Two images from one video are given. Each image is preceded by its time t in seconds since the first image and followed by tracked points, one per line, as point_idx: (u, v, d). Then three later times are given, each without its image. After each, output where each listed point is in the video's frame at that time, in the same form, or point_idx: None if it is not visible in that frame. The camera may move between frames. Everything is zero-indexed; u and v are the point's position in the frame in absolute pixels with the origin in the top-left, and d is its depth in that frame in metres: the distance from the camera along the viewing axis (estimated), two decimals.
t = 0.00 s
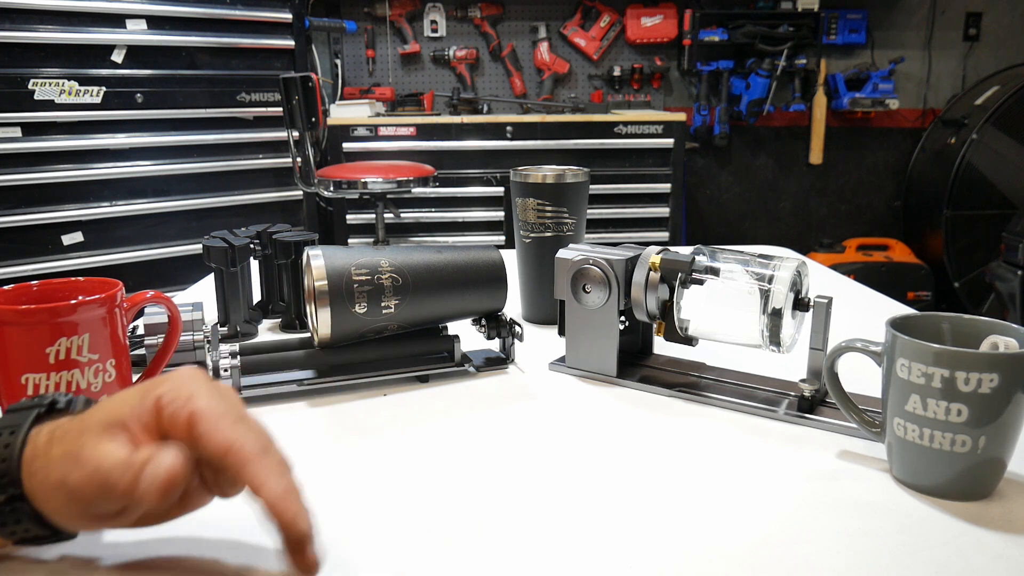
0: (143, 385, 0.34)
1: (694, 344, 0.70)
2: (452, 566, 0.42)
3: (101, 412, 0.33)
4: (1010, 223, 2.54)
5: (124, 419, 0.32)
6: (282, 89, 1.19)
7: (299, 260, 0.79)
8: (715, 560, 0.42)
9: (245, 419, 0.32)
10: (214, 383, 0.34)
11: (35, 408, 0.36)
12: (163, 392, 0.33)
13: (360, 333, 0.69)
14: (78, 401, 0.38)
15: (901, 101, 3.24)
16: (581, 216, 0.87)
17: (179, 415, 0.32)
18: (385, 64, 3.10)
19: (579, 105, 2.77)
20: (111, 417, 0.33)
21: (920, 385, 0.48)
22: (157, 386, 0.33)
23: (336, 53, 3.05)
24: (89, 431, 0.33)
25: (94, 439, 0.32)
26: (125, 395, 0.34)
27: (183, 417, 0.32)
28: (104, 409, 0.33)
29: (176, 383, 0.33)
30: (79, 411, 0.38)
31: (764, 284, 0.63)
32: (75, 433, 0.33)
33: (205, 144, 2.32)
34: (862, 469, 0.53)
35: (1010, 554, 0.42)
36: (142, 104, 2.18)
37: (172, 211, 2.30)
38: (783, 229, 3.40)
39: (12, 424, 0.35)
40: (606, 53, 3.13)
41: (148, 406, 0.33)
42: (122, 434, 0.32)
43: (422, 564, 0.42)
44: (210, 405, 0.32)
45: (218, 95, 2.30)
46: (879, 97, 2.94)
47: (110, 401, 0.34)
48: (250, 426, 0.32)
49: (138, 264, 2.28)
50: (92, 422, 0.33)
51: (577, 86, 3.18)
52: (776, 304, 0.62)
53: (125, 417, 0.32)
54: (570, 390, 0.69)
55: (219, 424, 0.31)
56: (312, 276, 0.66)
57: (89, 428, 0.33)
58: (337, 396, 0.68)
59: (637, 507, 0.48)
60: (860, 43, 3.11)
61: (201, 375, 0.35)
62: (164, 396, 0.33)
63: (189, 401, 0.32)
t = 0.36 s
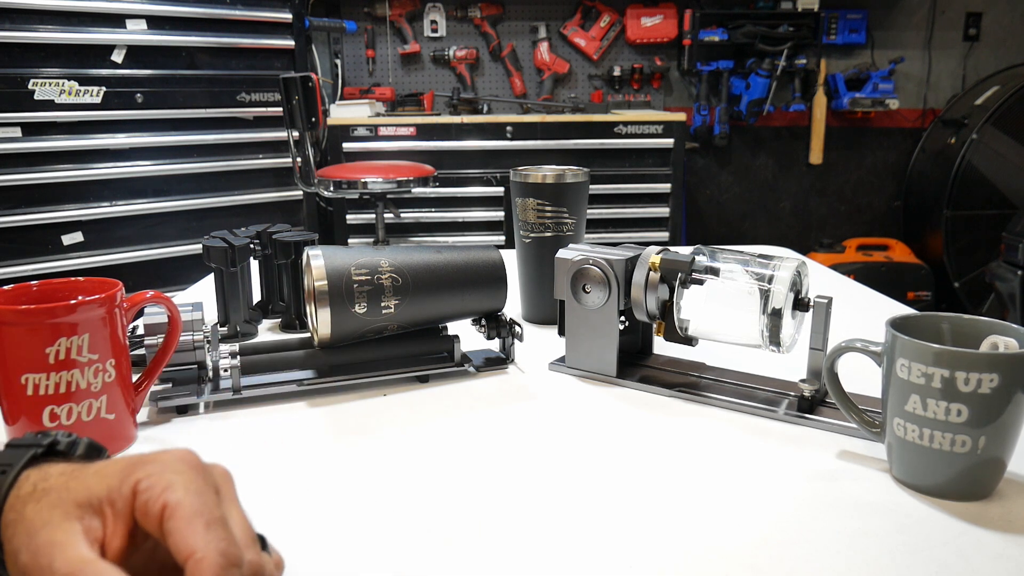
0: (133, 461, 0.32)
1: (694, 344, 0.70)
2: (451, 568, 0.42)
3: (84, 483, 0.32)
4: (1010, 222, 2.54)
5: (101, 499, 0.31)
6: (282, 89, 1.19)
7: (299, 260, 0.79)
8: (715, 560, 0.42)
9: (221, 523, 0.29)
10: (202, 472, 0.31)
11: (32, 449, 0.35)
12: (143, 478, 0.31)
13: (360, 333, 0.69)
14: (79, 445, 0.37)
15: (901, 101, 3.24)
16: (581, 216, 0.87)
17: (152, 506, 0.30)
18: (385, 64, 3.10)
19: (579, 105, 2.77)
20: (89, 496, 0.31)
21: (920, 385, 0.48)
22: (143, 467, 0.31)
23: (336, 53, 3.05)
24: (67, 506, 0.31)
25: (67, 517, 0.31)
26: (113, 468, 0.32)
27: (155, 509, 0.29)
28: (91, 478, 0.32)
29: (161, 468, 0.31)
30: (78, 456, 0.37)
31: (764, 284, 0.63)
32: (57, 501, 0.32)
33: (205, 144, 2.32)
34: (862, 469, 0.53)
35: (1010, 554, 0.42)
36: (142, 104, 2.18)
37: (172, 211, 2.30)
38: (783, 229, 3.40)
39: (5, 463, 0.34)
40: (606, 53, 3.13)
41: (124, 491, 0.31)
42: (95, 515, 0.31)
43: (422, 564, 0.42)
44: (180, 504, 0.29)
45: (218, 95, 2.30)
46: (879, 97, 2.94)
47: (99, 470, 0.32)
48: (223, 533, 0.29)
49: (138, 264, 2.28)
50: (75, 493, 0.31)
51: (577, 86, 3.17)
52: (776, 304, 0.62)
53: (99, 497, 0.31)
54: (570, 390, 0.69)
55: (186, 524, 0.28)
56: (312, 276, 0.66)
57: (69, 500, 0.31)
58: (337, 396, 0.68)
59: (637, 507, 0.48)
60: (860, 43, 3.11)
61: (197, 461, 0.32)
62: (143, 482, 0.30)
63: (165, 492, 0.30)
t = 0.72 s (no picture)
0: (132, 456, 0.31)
1: (694, 344, 0.69)
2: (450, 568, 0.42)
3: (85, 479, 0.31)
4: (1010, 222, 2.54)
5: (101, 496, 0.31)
6: (282, 89, 1.19)
7: (299, 260, 0.79)
8: (714, 560, 0.42)
9: (223, 515, 0.29)
10: (202, 466, 0.31)
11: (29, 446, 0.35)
12: (144, 474, 0.30)
13: (360, 334, 0.69)
14: (77, 441, 0.36)
15: (901, 101, 3.24)
16: (581, 216, 0.87)
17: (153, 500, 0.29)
18: (385, 64, 3.10)
19: (579, 105, 2.77)
20: (90, 492, 0.31)
21: (920, 385, 0.48)
22: (142, 464, 0.31)
23: (336, 53, 3.05)
24: (69, 502, 0.31)
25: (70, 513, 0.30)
26: (113, 464, 0.31)
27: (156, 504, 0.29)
28: (90, 476, 0.31)
29: (160, 461, 0.30)
30: (76, 452, 0.36)
31: (764, 284, 0.63)
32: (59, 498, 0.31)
33: (205, 144, 2.32)
34: (862, 469, 0.53)
35: (1010, 554, 0.42)
36: (142, 104, 2.18)
37: (172, 211, 2.30)
38: (783, 229, 3.41)
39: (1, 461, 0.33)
40: (606, 53, 3.13)
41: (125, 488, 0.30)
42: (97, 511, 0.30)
43: (422, 564, 0.42)
44: (181, 499, 0.29)
45: (218, 95, 2.30)
46: (879, 97, 2.94)
47: (99, 465, 0.32)
48: (226, 524, 0.28)
49: (138, 264, 2.28)
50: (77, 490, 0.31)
51: (577, 86, 3.17)
52: (776, 304, 0.62)
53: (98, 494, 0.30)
54: (569, 390, 0.69)
55: (187, 517, 0.28)
56: (312, 276, 0.66)
57: (70, 496, 0.31)
58: (337, 396, 0.68)
59: (636, 508, 0.48)
60: (860, 43, 3.11)
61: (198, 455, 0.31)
62: (144, 477, 0.30)
63: (165, 486, 0.29)
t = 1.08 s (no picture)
0: (156, 398, 0.34)
1: (694, 344, 0.69)
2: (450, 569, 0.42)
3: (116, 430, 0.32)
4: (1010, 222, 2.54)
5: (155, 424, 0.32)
6: (282, 89, 1.19)
7: (298, 260, 0.79)
8: (714, 560, 0.42)
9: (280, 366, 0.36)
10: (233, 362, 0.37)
11: (27, 428, 0.38)
12: (193, 391, 0.34)
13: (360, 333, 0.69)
14: (70, 422, 0.40)
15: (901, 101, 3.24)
16: (581, 216, 0.87)
17: (225, 394, 0.34)
18: (385, 64, 3.10)
19: (579, 105, 2.77)
20: (133, 430, 0.32)
21: (920, 385, 0.48)
22: (181, 392, 0.34)
23: (336, 53, 3.05)
24: (113, 448, 0.31)
25: (121, 454, 0.31)
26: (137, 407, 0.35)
27: (232, 390, 0.34)
28: (118, 428, 0.32)
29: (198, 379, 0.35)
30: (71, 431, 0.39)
31: (764, 285, 0.63)
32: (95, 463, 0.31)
33: (205, 144, 2.32)
34: (862, 469, 0.53)
35: (1010, 554, 0.42)
36: (142, 104, 2.18)
37: (172, 211, 2.30)
38: (783, 229, 3.41)
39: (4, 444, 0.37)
40: (606, 53, 3.13)
41: (178, 410, 0.32)
42: (156, 441, 0.32)
43: (423, 564, 0.42)
44: (256, 371, 0.35)
45: (218, 95, 2.30)
46: (879, 97, 2.94)
47: (122, 419, 0.33)
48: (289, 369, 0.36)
49: (138, 264, 2.28)
50: (109, 445, 0.31)
51: (577, 86, 3.17)
52: (776, 304, 0.62)
53: (152, 425, 0.32)
54: (569, 390, 0.69)
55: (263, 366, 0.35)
56: (312, 276, 0.66)
57: (109, 448, 0.31)
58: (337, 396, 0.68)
59: (635, 508, 0.48)
60: (860, 43, 3.11)
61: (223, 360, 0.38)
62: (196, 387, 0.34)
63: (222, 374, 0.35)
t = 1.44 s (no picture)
0: (157, 382, 0.38)
1: (694, 344, 0.69)
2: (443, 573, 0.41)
3: (123, 410, 0.36)
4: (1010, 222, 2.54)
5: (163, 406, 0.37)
6: (282, 89, 1.19)
7: (298, 259, 0.79)
8: (715, 560, 0.42)
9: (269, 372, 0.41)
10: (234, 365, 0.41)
11: (32, 417, 0.41)
12: (197, 377, 0.39)
13: (360, 333, 0.69)
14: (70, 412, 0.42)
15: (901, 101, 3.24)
16: (581, 216, 0.87)
17: (226, 385, 0.39)
18: (385, 64, 3.10)
19: (579, 105, 2.77)
20: (142, 412, 0.36)
21: (920, 385, 0.48)
22: (184, 376, 0.39)
23: (336, 53, 3.05)
24: (123, 426, 0.35)
25: (131, 432, 0.35)
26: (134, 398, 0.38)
27: (234, 384, 0.39)
28: (126, 409, 0.36)
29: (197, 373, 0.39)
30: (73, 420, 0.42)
31: (764, 284, 0.63)
32: (103, 440, 0.35)
33: (205, 144, 2.32)
34: (862, 469, 0.53)
35: (1010, 554, 0.42)
36: (142, 104, 2.18)
37: (172, 211, 2.30)
38: (783, 229, 3.41)
39: (10, 431, 0.39)
40: (606, 53, 3.13)
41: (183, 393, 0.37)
42: (163, 422, 0.36)
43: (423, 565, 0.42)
44: (258, 375, 0.40)
45: (218, 95, 2.30)
46: (879, 97, 2.94)
47: (128, 401, 0.37)
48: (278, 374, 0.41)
49: (138, 264, 2.28)
50: (118, 424, 0.36)
51: (577, 86, 3.17)
52: (776, 304, 0.62)
53: (160, 407, 0.36)
54: (569, 390, 0.69)
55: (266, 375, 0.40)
56: (312, 276, 0.66)
57: (119, 427, 0.35)
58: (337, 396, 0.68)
59: (635, 508, 0.48)
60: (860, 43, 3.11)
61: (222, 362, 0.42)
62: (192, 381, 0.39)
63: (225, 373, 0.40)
